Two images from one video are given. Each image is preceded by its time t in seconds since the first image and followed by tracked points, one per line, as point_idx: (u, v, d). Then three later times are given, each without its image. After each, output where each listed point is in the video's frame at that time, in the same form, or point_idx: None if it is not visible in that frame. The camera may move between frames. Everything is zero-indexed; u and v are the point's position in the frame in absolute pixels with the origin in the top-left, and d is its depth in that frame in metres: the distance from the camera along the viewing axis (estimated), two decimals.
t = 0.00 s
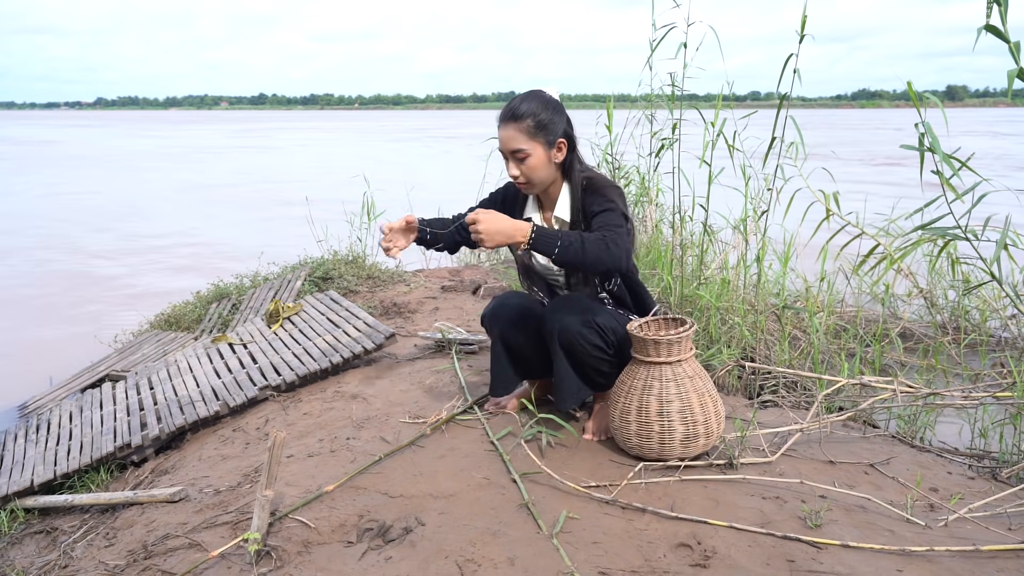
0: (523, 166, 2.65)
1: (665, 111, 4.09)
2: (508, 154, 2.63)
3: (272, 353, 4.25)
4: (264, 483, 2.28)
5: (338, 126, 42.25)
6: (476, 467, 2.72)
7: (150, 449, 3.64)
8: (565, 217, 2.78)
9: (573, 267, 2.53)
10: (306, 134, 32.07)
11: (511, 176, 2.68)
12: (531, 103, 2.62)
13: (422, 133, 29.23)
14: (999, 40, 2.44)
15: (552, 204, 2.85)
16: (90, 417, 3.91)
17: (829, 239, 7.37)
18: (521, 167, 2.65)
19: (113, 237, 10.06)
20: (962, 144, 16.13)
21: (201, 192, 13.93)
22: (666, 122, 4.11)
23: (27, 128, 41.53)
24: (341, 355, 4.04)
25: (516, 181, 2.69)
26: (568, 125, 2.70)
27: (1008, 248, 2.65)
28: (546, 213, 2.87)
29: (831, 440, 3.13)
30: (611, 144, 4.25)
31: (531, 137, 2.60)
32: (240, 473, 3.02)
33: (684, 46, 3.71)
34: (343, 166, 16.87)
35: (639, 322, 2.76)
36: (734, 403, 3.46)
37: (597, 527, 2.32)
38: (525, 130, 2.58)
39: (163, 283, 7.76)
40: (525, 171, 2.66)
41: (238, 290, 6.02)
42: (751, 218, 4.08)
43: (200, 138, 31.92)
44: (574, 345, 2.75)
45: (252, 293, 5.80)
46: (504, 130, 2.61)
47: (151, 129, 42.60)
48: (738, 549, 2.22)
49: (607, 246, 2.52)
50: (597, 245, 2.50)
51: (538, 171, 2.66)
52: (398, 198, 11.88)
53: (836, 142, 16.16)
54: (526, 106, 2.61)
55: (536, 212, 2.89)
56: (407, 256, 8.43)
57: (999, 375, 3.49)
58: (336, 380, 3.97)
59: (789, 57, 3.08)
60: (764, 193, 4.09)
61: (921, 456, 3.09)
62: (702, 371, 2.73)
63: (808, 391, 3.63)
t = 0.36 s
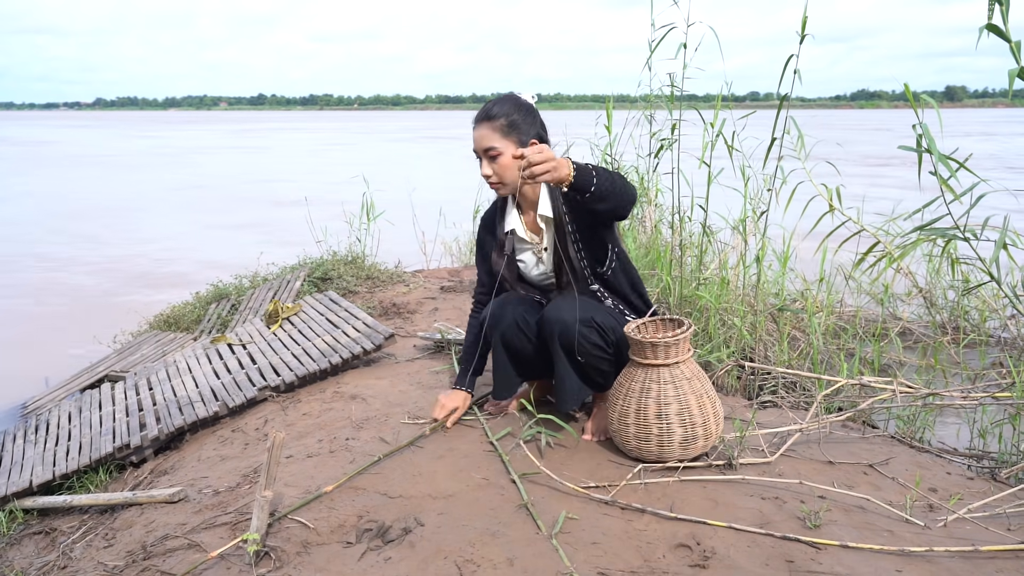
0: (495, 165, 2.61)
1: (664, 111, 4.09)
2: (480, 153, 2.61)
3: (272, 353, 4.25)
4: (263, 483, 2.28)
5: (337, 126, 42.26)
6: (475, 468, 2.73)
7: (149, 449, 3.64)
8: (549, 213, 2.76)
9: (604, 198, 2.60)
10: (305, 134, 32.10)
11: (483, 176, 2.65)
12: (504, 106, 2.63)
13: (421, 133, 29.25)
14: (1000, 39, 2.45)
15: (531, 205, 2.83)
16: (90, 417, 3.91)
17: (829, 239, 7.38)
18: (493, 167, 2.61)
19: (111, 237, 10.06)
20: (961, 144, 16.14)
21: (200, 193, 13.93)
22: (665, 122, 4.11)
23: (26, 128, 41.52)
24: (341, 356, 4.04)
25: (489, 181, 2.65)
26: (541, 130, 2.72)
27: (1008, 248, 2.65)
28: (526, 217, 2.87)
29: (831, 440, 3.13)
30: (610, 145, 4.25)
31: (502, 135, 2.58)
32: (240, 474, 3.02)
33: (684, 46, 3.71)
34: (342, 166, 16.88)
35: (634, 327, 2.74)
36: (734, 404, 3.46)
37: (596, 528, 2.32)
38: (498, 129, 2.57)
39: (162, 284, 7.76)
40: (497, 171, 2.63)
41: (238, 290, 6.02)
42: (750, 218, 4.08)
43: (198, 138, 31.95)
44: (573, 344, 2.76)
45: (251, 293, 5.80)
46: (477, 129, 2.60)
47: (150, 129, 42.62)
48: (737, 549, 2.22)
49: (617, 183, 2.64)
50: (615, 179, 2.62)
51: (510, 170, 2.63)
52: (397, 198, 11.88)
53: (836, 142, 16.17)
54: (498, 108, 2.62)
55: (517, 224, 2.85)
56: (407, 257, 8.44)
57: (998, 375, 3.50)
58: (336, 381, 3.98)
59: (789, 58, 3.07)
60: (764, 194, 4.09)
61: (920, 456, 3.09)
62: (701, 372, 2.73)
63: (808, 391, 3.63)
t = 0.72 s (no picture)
0: (494, 152, 2.67)
1: (664, 111, 4.09)
2: (479, 138, 2.67)
3: (272, 353, 4.25)
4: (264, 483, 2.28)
5: (337, 126, 42.26)
6: (476, 468, 2.73)
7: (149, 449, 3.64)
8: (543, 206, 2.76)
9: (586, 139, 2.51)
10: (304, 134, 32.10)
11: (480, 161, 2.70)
12: (509, 94, 2.69)
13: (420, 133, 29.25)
14: (1000, 39, 2.45)
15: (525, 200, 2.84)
16: (90, 417, 3.91)
17: (829, 239, 7.38)
18: (491, 153, 2.67)
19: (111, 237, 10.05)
20: (962, 144, 16.15)
21: (200, 193, 13.92)
22: (666, 122, 4.10)
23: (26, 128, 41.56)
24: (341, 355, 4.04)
25: (485, 167, 2.70)
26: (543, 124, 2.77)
27: (1008, 248, 2.65)
28: (520, 212, 2.88)
29: (831, 440, 3.13)
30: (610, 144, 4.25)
31: (503, 123, 2.64)
32: (240, 474, 3.02)
33: (684, 46, 3.71)
34: (342, 166, 16.87)
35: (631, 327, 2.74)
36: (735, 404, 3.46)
37: (597, 527, 2.33)
38: (500, 115, 2.63)
39: (163, 284, 7.76)
40: (494, 157, 2.68)
41: (238, 290, 6.02)
42: (751, 217, 4.08)
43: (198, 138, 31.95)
44: (564, 355, 2.75)
45: (252, 293, 5.80)
46: (480, 116, 2.67)
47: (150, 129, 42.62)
48: (737, 549, 2.22)
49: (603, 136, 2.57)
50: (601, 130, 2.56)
51: (508, 159, 2.68)
52: (397, 198, 11.88)
53: (836, 142, 16.16)
54: (502, 96, 2.69)
55: (510, 218, 2.86)
56: (407, 257, 8.44)
57: (999, 375, 3.49)
58: (336, 380, 3.98)
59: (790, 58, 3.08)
60: (764, 193, 4.09)
61: (920, 456, 3.09)
62: (702, 372, 2.73)
63: (808, 391, 3.63)
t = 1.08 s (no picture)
0: (510, 137, 2.71)
1: (665, 111, 4.09)
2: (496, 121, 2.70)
3: (272, 353, 4.25)
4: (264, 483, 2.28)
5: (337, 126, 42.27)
6: (476, 467, 2.73)
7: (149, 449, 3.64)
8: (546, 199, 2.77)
9: (562, 140, 2.51)
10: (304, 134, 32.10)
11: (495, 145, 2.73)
12: (529, 82, 2.72)
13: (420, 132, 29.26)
14: (1000, 39, 2.45)
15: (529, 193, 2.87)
16: (90, 417, 3.91)
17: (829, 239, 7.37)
18: (507, 137, 2.70)
19: (111, 237, 10.05)
20: (962, 143, 16.15)
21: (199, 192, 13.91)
22: (666, 122, 4.11)
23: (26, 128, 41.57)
24: (341, 355, 4.04)
25: (498, 151, 2.72)
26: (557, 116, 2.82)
27: (1008, 248, 2.65)
28: (523, 205, 2.90)
29: (831, 440, 3.13)
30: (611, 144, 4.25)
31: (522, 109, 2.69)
32: (240, 474, 3.01)
33: (685, 46, 3.71)
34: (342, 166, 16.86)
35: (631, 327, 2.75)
36: (735, 404, 3.46)
37: (597, 527, 2.33)
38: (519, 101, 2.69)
39: (162, 284, 7.75)
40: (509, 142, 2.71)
41: (238, 290, 6.02)
42: (751, 217, 4.07)
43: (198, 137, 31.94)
44: (568, 358, 2.74)
45: (252, 293, 5.79)
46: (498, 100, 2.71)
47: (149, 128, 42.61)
48: (737, 549, 2.22)
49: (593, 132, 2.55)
50: (581, 127, 2.54)
51: (524, 144, 2.72)
52: (397, 198, 11.87)
53: (836, 142, 16.16)
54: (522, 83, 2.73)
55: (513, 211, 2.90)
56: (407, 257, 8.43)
57: (999, 375, 3.49)
58: (336, 380, 3.98)
59: (790, 58, 3.08)
60: (764, 194, 4.09)
61: (920, 456, 3.09)
62: (701, 371, 2.73)
63: (808, 391, 3.63)
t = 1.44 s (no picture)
0: (514, 144, 2.72)
1: (665, 111, 4.10)
2: (500, 129, 2.71)
3: (272, 353, 4.25)
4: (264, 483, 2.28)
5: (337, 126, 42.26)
6: (476, 467, 2.73)
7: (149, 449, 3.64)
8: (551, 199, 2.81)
9: (502, 201, 2.61)
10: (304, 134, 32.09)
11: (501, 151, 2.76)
12: (530, 89, 2.69)
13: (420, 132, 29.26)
14: (1000, 39, 2.45)
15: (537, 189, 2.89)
16: (91, 417, 3.91)
17: (829, 239, 7.37)
18: (512, 146, 2.73)
19: (112, 237, 10.05)
20: (962, 143, 16.16)
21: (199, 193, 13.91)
22: (666, 122, 4.11)
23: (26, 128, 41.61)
24: (342, 355, 4.04)
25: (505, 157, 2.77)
26: (565, 116, 2.77)
27: (1008, 249, 2.65)
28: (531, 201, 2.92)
29: (831, 439, 3.13)
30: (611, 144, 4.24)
31: (526, 118, 2.68)
32: (240, 474, 3.01)
33: (686, 46, 3.71)
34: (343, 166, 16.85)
35: (632, 326, 2.75)
36: (735, 404, 3.46)
37: (597, 527, 2.33)
38: (520, 111, 2.66)
39: (162, 284, 7.75)
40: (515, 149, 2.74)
41: (238, 290, 6.01)
42: (751, 217, 4.07)
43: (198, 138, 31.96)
44: (568, 352, 2.74)
45: (252, 293, 5.79)
46: (503, 107, 2.69)
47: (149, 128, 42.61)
48: (738, 549, 2.22)
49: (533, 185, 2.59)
50: (517, 183, 2.59)
51: (528, 152, 2.74)
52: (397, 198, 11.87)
53: (836, 142, 16.16)
54: (527, 87, 2.69)
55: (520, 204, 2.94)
56: (407, 257, 8.43)
57: (999, 375, 3.49)
58: (336, 380, 3.97)
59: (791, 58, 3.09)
60: (764, 193, 4.09)
61: (921, 456, 3.09)
62: (702, 371, 2.73)
63: (808, 391, 3.62)
